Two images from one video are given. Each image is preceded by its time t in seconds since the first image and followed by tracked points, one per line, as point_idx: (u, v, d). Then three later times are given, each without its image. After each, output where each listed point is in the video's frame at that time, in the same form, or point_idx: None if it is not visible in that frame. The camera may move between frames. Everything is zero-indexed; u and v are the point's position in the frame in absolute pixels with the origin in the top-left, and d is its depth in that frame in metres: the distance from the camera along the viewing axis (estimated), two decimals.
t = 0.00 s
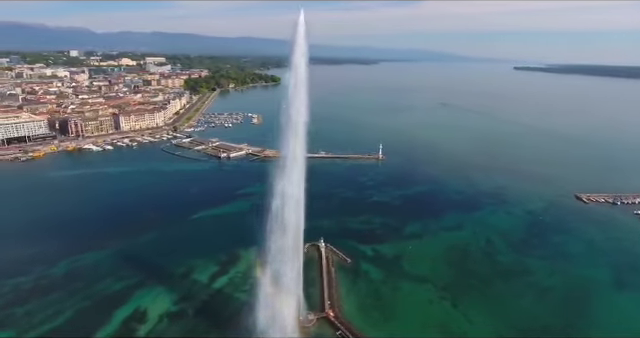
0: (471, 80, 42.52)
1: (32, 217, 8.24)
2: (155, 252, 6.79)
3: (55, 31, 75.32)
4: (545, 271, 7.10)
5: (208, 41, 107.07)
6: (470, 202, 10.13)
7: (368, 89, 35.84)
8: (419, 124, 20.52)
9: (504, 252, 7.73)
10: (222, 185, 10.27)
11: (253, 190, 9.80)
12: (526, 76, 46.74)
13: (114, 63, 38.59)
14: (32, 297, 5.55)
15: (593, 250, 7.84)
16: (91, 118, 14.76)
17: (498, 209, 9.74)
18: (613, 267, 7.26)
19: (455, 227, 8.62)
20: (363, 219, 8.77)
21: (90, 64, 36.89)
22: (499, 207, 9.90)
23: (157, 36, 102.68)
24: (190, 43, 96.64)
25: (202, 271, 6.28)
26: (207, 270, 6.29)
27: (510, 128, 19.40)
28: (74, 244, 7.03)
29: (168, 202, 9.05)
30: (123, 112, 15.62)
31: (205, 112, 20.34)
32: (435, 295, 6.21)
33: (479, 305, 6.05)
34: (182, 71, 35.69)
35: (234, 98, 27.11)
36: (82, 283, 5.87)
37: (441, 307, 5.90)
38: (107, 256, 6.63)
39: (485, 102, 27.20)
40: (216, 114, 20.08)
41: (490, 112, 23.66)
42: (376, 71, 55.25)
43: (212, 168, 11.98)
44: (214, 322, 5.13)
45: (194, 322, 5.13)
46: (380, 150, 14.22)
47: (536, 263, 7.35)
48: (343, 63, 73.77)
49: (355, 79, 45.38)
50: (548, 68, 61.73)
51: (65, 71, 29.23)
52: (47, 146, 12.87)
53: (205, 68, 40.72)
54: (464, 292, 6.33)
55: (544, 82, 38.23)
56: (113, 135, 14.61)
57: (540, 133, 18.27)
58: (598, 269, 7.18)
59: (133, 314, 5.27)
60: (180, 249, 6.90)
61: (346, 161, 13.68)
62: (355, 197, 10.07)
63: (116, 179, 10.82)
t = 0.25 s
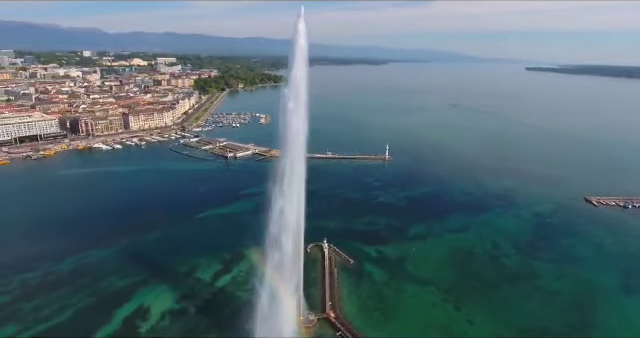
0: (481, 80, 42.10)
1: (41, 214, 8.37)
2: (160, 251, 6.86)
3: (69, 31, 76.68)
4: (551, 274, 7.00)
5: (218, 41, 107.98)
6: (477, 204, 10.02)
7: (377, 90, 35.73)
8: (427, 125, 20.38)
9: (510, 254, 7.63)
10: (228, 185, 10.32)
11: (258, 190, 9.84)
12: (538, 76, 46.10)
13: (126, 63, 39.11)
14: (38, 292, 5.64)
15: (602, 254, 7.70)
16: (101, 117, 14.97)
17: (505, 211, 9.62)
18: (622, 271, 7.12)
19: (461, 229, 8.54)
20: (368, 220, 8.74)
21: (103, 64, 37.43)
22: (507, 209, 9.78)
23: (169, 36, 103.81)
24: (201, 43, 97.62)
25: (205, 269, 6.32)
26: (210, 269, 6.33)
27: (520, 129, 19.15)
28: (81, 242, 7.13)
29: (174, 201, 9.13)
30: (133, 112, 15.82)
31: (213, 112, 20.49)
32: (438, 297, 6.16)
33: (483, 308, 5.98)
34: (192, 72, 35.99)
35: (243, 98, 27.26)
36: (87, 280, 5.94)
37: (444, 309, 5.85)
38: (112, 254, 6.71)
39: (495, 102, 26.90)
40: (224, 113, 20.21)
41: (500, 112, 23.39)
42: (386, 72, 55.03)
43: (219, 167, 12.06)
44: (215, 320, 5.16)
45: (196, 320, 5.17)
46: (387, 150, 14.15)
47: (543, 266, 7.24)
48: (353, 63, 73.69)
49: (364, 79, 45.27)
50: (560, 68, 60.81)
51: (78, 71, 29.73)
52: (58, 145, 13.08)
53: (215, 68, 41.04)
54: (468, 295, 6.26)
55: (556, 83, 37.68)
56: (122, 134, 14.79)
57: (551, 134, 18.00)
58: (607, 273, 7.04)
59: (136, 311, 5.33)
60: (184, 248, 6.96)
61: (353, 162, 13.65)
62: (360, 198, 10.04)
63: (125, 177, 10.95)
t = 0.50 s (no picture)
0: (492, 81, 41.70)
1: (50, 212, 8.52)
2: (164, 249, 6.92)
3: (82, 32, 78.07)
4: (557, 278, 6.91)
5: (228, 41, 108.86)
6: (483, 206, 9.92)
7: (385, 90, 35.64)
8: (435, 126, 20.25)
9: (515, 257, 7.54)
10: (233, 184, 10.39)
11: (263, 190, 9.87)
12: (550, 77, 45.48)
13: (137, 63, 39.67)
14: (44, 288, 5.76)
15: (609, 258, 7.57)
16: (110, 117, 15.19)
17: (512, 213, 9.51)
18: (631, 276, 6.98)
19: (465, 231, 8.47)
20: (372, 221, 8.71)
21: (115, 64, 38.03)
22: (513, 211, 9.67)
23: (179, 37, 105.01)
24: (211, 43, 98.61)
25: (208, 268, 6.36)
26: (213, 268, 6.37)
27: (529, 130, 18.93)
28: (87, 239, 7.24)
29: (180, 200, 9.23)
30: (142, 112, 16.01)
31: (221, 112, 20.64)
32: (440, 299, 6.13)
33: (485, 311, 5.92)
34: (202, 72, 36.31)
35: (251, 98, 27.41)
36: (92, 277, 6.04)
37: (445, 312, 5.81)
38: (117, 251, 6.81)
39: (505, 103, 26.61)
40: (232, 113, 20.36)
41: (510, 113, 23.13)
42: (395, 72, 54.82)
43: (225, 167, 12.14)
44: (216, 319, 5.20)
45: (197, 319, 5.22)
46: (393, 151, 14.10)
47: (548, 270, 7.14)
48: (362, 63, 73.63)
49: (373, 79, 45.19)
50: (573, 68, 59.94)
51: (90, 71, 30.23)
52: (68, 144, 13.30)
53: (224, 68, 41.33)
54: (470, 297, 6.21)
55: (568, 83, 37.13)
56: (131, 133, 14.98)
57: (561, 136, 17.75)
58: (614, 277, 6.93)
59: (139, 309, 5.41)
60: (187, 246, 7.02)
61: (359, 163, 13.62)
62: (365, 199, 10.01)
63: (132, 176, 11.09)
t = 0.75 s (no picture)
0: (503, 82, 41.22)
1: (59, 209, 8.66)
2: (168, 247, 6.99)
3: (95, 32, 79.27)
4: (563, 281, 6.79)
5: (238, 41, 109.56)
6: (490, 208, 9.81)
7: (395, 90, 35.48)
8: (444, 126, 20.09)
9: (521, 260, 7.43)
10: (239, 184, 10.44)
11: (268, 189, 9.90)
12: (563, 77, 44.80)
13: (148, 64, 40.15)
14: (50, 284, 5.85)
15: (618, 262, 7.42)
16: (120, 116, 15.39)
17: (519, 216, 9.39)
18: None
19: (471, 233, 8.38)
20: (377, 222, 8.68)
21: (126, 64, 38.53)
22: (521, 213, 9.54)
23: (190, 37, 105.97)
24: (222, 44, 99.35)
25: (211, 267, 6.41)
26: (216, 267, 6.42)
27: (540, 131, 18.65)
28: (93, 236, 7.34)
29: (186, 198, 9.32)
30: (151, 111, 16.20)
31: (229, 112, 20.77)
32: (443, 301, 6.07)
33: (488, 313, 5.85)
34: (211, 72, 36.60)
35: (260, 98, 27.54)
36: (97, 273, 6.11)
37: (447, 314, 5.76)
38: (123, 248, 6.89)
39: (516, 104, 26.27)
40: (240, 113, 20.47)
41: (521, 114, 22.83)
42: (405, 72, 54.53)
43: (231, 166, 12.22)
44: (217, 317, 5.24)
45: (198, 317, 5.26)
46: (400, 152, 14.03)
47: (555, 273, 7.03)
48: (372, 64, 73.39)
49: (383, 79, 45.04)
50: (587, 69, 58.93)
51: (102, 71, 30.68)
52: (78, 142, 13.51)
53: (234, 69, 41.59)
54: (474, 300, 6.14)
55: (581, 84, 36.50)
56: (140, 133, 15.16)
57: (572, 137, 17.46)
58: (622, 282, 6.79)
59: (142, 305, 5.46)
60: (191, 245, 7.07)
61: (365, 163, 13.59)
62: (370, 199, 9.98)
63: (140, 175, 11.23)
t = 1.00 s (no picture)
0: (514, 82, 40.72)
1: (67, 207, 8.81)
2: (172, 245, 7.06)
3: (108, 33, 80.47)
4: (570, 285, 6.67)
5: (249, 41, 110.17)
6: (497, 210, 9.70)
7: (404, 91, 35.29)
8: (452, 127, 19.93)
9: (527, 263, 7.32)
10: (245, 183, 10.50)
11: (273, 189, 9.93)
12: (576, 78, 44.06)
13: (159, 64, 40.60)
14: (56, 280, 5.95)
15: (628, 267, 7.27)
16: (130, 115, 15.59)
17: (526, 218, 9.26)
18: None
19: (476, 235, 8.29)
20: (381, 223, 8.64)
21: (138, 64, 39.01)
22: (528, 216, 9.41)
23: (201, 37, 106.93)
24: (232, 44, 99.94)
25: (214, 266, 6.45)
26: (218, 266, 6.46)
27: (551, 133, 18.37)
28: (100, 234, 7.46)
29: (192, 197, 9.40)
30: (160, 110, 16.37)
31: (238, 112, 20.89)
32: (445, 304, 6.01)
33: (492, 317, 5.78)
34: (221, 72, 36.85)
35: (268, 99, 27.64)
36: (102, 271, 6.20)
37: (450, 317, 5.70)
38: (128, 246, 6.98)
39: (527, 105, 25.91)
40: (249, 113, 20.57)
41: (532, 115, 22.52)
42: (415, 73, 54.22)
43: (238, 166, 12.31)
44: (218, 316, 5.27)
45: (200, 315, 5.30)
46: (407, 153, 13.95)
47: (561, 277, 6.90)
48: (382, 64, 73.11)
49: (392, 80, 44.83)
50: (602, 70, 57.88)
51: (113, 71, 31.09)
52: (88, 141, 13.72)
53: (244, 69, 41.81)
54: (477, 303, 6.07)
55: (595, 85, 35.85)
56: (149, 132, 15.33)
57: (584, 139, 17.16)
58: (631, 287, 6.64)
59: (144, 303, 5.52)
60: (195, 244, 7.13)
61: (372, 164, 13.55)
62: (375, 200, 9.94)
63: (148, 173, 11.36)
